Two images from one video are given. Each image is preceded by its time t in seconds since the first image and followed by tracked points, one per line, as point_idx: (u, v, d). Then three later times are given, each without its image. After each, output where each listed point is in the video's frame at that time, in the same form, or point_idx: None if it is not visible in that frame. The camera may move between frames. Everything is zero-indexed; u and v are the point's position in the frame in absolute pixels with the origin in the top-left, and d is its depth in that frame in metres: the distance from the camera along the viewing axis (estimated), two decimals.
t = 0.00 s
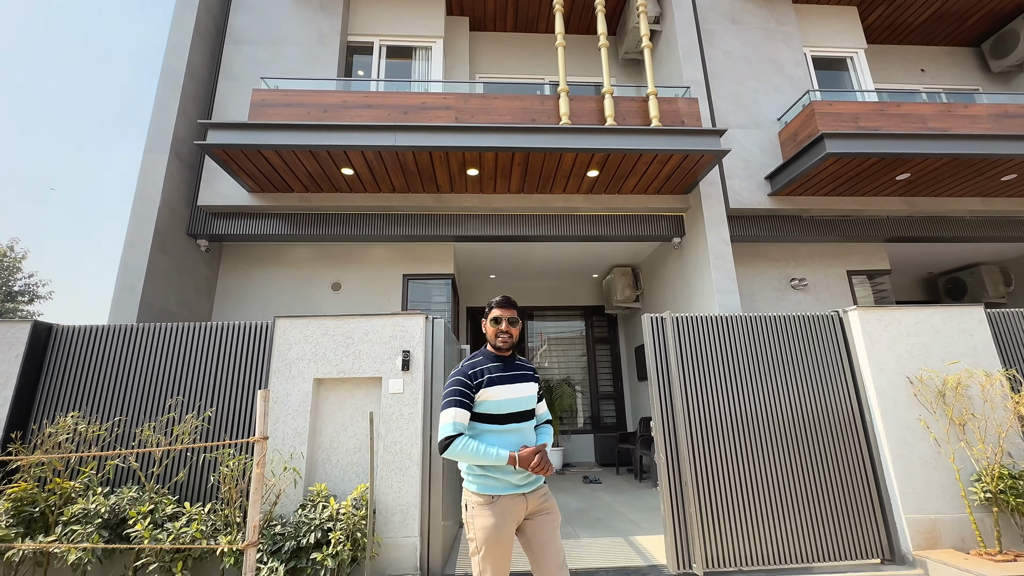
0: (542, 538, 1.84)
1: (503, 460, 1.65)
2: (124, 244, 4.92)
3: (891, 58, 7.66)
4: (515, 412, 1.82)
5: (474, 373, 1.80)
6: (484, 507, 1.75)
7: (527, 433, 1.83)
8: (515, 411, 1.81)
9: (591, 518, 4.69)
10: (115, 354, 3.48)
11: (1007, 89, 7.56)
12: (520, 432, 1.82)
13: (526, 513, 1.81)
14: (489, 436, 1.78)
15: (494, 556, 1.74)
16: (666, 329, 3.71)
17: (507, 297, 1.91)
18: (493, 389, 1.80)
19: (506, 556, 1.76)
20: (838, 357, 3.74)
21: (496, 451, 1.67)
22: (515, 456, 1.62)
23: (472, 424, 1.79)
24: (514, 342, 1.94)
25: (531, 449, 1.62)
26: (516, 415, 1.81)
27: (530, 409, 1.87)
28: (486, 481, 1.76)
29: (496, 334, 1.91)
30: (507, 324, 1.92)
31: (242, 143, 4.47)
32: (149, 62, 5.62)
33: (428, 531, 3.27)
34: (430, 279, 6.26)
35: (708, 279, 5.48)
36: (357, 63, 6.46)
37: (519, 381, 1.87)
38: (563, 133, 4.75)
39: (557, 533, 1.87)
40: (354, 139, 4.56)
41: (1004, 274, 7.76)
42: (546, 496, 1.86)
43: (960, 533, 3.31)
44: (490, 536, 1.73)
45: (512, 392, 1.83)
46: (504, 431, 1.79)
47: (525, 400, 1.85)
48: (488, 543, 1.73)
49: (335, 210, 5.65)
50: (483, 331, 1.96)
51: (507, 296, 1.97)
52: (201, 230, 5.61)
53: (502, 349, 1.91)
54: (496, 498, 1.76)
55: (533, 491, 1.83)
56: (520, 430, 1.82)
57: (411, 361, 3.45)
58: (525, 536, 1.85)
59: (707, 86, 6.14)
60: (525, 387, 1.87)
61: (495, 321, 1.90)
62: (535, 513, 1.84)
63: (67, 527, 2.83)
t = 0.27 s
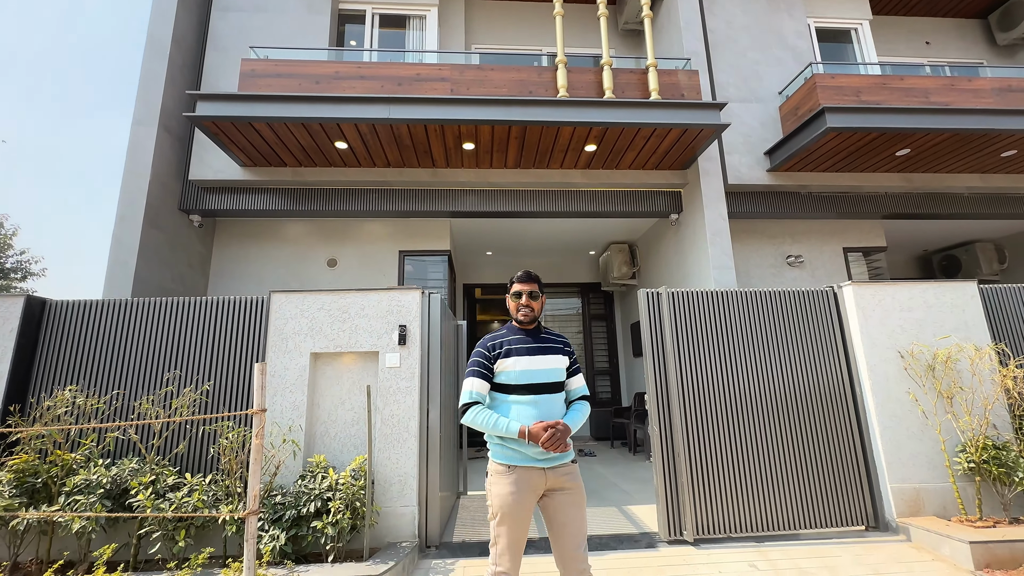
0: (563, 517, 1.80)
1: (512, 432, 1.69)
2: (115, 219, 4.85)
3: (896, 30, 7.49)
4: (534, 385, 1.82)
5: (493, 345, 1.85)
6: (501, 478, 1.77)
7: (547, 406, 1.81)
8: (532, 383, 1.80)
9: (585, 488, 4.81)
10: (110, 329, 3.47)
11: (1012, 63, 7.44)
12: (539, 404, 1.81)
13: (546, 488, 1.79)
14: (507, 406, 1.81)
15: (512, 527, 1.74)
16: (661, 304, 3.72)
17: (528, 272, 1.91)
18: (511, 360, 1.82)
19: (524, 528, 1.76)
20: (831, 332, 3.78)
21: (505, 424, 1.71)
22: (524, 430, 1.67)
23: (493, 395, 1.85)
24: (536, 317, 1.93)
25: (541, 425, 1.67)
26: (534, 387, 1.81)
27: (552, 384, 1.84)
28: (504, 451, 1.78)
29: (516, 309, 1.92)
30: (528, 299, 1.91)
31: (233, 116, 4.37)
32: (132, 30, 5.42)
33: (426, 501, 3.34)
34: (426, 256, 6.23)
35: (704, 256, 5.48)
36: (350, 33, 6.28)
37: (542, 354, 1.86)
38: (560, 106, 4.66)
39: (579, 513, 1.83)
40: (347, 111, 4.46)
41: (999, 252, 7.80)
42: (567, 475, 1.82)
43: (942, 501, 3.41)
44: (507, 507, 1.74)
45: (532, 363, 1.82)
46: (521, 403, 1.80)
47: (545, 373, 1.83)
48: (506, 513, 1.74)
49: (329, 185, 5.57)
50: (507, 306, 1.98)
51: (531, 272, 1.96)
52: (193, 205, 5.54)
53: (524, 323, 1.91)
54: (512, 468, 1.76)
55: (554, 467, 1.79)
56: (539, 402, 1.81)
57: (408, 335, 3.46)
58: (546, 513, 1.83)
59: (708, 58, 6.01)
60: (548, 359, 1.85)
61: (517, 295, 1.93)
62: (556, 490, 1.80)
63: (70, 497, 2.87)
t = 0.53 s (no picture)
0: (585, 487, 1.84)
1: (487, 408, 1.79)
2: (106, 196, 4.79)
3: (901, 4, 7.33)
4: (551, 358, 1.86)
5: (516, 319, 1.95)
6: (524, 444, 1.83)
7: (566, 378, 1.85)
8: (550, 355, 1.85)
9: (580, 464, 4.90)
10: (104, 307, 3.45)
11: (1017, 39, 7.32)
12: (556, 376, 1.85)
13: (569, 459, 1.82)
14: (528, 377, 1.89)
15: (538, 495, 1.77)
16: (658, 282, 3.73)
17: (557, 246, 1.95)
18: (532, 333, 1.89)
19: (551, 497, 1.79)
20: (826, 310, 3.80)
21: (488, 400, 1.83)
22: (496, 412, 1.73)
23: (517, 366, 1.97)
24: (563, 291, 1.96)
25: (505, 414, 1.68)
26: (552, 359, 1.86)
27: (570, 359, 1.87)
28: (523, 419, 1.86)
29: (545, 282, 1.97)
30: (556, 273, 1.95)
31: (223, 90, 4.27)
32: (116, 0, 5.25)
33: (424, 475, 3.39)
34: (423, 235, 6.20)
35: (701, 235, 5.47)
36: (342, 4, 6.10)
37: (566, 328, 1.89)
38: (558, 81, 4.57)
39: (601, 486, 1.85)
40: (340, 86, 4.36)
41: (995, 232, 7.83)
42: (588, 448, 1.82)
43: (928, 475, 3.49)
44: (532, 474, 1.78)
45: (551, 336, 1.87)
46: (540, 374, 1.87)
47: (563, 346, 1.86)
48: (530, 480, 1.78)
49: (323, 162, 5.49)
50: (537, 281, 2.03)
51: (561, 247, 1.99)
52: (185, 182, 5.46)
53: (551, 297, 1.96)
54: (528, 434, 1.83)
55: (572, 438, 1.82)
56: (557, 374, 1.86)
57: (405, 313, 3.46)
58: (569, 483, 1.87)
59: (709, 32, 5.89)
60: (570, 333, 1.89)
61: (543, 271, 1.98)
62: (579, 462, 1.83)
63: (71, 472, 2.90)
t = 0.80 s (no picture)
0: (591, 465, 1.86)
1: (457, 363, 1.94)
2: (98, 178, 4.73)
3: None
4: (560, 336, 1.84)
5: (528, 297, 1.95)
6: (535, 421, 1.85)
7: (577, 357, 1.84)
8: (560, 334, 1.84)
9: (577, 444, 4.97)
10: (99, 288, 3.44)
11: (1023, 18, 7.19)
12: (567, 355, 1.84)
13: (576, 437, 1.84)
14: (538, 355, 1.90)
15: (550, 470, 1.77)
16: (656, 264, 3.72)
17: (570, 225, 1.97)
18: (543, 312, 1.88)
19: (561, 472, 1.80)
20: (822, 292, 3.81)
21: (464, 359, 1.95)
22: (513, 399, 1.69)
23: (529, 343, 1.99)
24: (577, 270, 1.97)
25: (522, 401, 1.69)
26: (562, 338, 1.84)
27: (580, 338, 1.84)
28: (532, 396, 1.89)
29: (558, 261, 1.98)
30: (569, 252, 1.97)
31: (214, 68, 4.17)
32: None
33: (422, 454, 3.44)
34: (419, 218, 6.16)
35: (699, 217, 5.45)
36: None
37: (578, 307, 1.87)
38: (557, 60, 4.48)
39: (605, 464, 1.88)
40: (334, 64, 4.27)
41: (992, 215, 7.82)
42: (597, 429, 1.84)
43: (918, 454, 3.56)
44: (542, 449, 1.79)
45: (562, 315, 1.85)
46: (550, 353, 1.86)
47: (573, 325, 1.84)
48: (540, 455, 1.79)
49: (318, 142, 5.41)
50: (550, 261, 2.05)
51: (575, 226, 2.01)
52: (178, 163, 5.39)
53: (564, 275, 1.97)
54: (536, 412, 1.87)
55: (580, 417, 1.83)
56: (568, 353, 1.84)
57: (402, 295, 3.45)
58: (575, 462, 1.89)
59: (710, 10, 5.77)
60: (582, 312, 1.87)
61: (557, 249, 1.98)
62: (586, 441, 1.84)
63: (71, 452, 2.91)
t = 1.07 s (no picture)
0: (593, 451, 1.85)
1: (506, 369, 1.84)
2: (92, 161, 4.68)
3: None
4: (561, 323, 1.87)
5: (532, 285, 1.98)
6: (536, 408, 1.86)
7: (575, 343, 1.85)
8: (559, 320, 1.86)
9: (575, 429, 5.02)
10: (96, 273, 3.42)
11: None
12: (566, 341, 1.85)
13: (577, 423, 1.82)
14: (540, 342, 1.91)
15: (553, 457, 1.80)
16: (654, 250, 3.72)
17: (575, 212, 1.98)
18: (544, 299, 1.91)
19: (564, 459, 1.81)
20: (820, 278, 3.82)
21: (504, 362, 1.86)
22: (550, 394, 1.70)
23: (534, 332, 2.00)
24: (580, 257, 1.99)
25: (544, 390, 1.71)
26: (561, 324, 1.86)
27: (581, 324, 1.87)
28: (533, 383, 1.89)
29: (563, 247, 1.99)
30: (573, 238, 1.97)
31: (207, 49, 4.10)
32: None
33: (421, 438, 3.47)
34: (417, 204, 6.13)
35: (699, 202, 5.43)
36: None
37: (579, 294, 1.89)
38: (556, 42, 4.41)
39: (606, 449, 1.87)
40: (329, 45, 4.19)
41: (992, 202, 7.80)
42: (595, 414, 1.81)
43: (911, 438, 3.61)
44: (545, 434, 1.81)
45: (563, 302, 1.88)
46: (550, 339, 1.88)
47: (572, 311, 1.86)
48: (543, 443, 1.82)
49: (314, 126, 5.35)
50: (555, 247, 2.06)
51: (581, 214, 2.02)
52: (173, 147, 5.33)
53: (568, 261, 1.97)
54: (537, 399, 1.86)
55: (580, 403, 1.81)
56: (567, 339, 1.86)
57: (400, 280, 3.45)
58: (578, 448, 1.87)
59: None
60: (583, 299, 1.89)
61: (562, 236, 1.98)
62: (587, 426, 1.83)
63: (72, 436, 2.93)
